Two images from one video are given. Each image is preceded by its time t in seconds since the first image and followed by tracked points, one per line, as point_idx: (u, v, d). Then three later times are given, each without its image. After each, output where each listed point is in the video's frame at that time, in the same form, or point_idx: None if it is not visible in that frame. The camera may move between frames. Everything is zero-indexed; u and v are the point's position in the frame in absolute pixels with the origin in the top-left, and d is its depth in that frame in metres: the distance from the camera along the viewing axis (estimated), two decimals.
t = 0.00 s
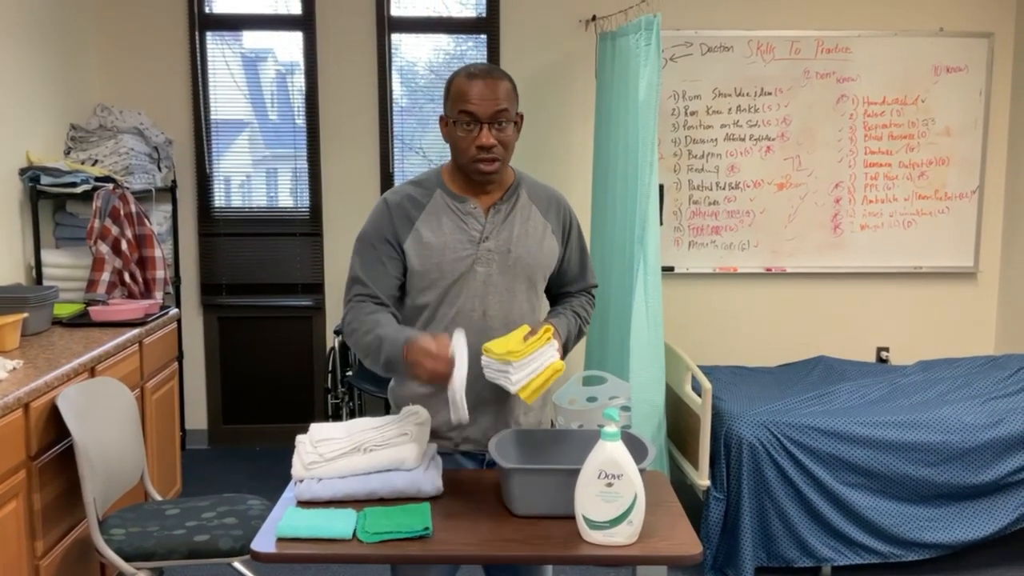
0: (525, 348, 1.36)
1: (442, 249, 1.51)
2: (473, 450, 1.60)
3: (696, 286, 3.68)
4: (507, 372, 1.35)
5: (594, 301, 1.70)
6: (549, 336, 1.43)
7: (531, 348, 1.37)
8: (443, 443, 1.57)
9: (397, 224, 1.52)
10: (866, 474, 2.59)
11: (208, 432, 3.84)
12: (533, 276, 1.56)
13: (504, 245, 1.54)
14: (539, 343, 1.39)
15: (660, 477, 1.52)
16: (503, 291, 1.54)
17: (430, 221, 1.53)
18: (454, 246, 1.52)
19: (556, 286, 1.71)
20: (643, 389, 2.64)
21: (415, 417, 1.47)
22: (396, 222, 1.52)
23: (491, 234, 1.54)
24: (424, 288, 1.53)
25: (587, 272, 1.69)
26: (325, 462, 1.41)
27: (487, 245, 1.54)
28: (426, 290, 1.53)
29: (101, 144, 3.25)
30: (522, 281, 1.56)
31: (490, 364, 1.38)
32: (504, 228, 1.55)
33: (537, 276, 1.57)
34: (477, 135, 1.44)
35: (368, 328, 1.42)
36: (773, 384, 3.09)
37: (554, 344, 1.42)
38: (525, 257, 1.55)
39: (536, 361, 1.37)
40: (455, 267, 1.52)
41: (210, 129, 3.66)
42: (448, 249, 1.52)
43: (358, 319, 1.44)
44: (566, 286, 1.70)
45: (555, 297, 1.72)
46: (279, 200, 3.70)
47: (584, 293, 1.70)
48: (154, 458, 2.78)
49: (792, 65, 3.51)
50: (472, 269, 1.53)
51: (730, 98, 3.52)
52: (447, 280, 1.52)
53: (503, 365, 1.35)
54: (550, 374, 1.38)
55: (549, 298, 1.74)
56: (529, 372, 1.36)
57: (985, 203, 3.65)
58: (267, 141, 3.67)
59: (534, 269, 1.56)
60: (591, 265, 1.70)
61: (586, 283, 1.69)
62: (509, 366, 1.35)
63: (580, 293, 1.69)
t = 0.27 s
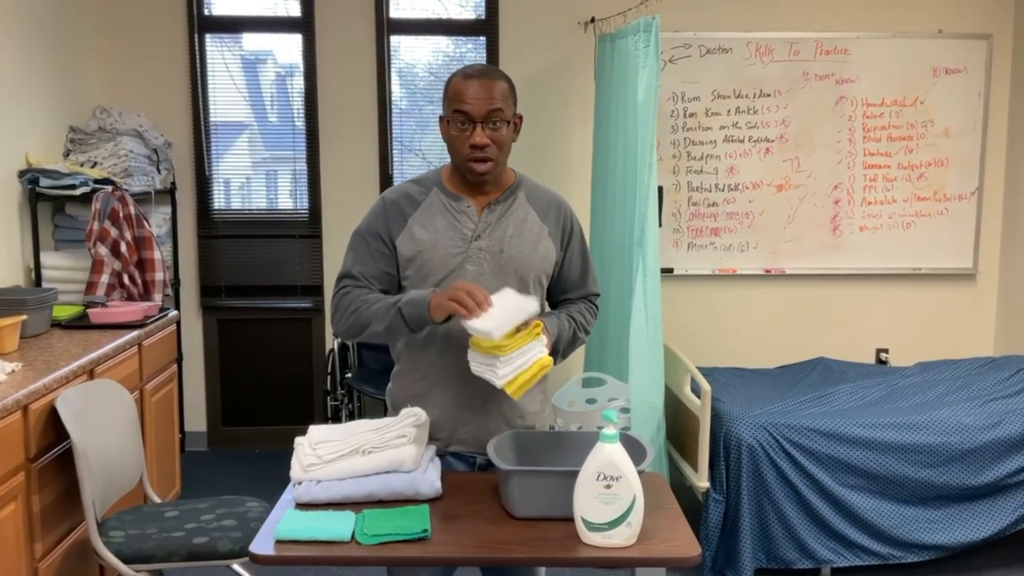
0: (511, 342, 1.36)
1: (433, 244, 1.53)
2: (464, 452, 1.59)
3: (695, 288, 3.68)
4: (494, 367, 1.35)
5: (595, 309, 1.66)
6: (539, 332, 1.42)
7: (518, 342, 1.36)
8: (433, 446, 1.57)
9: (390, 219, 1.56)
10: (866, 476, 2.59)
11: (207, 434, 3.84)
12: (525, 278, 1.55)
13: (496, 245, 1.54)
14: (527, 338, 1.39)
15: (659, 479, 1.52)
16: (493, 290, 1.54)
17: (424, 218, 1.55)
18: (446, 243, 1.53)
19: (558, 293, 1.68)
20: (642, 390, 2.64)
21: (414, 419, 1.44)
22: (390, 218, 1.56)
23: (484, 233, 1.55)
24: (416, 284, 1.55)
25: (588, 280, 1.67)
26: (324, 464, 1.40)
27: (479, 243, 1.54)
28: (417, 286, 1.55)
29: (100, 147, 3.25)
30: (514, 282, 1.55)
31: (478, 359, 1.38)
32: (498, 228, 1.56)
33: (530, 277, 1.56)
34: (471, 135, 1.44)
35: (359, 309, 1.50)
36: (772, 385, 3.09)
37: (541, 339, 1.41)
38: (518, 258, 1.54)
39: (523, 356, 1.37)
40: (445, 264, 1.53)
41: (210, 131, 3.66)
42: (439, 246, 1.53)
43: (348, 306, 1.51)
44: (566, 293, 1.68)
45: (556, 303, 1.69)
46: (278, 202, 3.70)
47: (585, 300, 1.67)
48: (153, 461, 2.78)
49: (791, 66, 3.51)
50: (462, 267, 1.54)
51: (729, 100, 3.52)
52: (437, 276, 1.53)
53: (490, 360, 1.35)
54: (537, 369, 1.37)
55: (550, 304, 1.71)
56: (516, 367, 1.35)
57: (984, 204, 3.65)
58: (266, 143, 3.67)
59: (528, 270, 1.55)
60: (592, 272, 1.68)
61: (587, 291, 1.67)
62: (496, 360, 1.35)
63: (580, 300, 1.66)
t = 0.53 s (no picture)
0: (500, 347, 1.37)
1: (428, 246, 1.53)
2: (460, 453, 1.59)
3: (695, 289, 3.68)
4: (484, 371, 1.36)
5: (595, 312, 1.66)
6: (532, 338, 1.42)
7: (508, 346, 1.37)
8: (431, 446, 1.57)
9: (386, 220, 1.56)
10: (866, 477, 2.59)
11: (207, 436, 3.84)
12: (520, 280, 1.55)
13: (491, 247, 1.54)
14: (519, 343, 1.39)
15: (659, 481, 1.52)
16: (488, 291, 1.54)
17: (420, 219, 1.56)
18: (440, 244, 1.53)
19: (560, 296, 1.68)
20: (641, 391, 2.64)
21: (413, 421, 1.44)
22: (386, 219, 1.56)
23: (479, 235, 1.55)
24: (412, 285, 1.55)
25: (588, 282, 1.67)
26: (323, 466, 1.40)
27: (473, 245, 1.54)
28: (413, 287, 1.55)
29: (100, 149, 3.26)
30: (509, 284, 1.55)
31: (470, 365, 1.39)
32: (493, 230, 1.56)
33: (525, 279, 1.56)
34: (462, 144, 1.44)
35: (360, 315, 1.51)
36: (773, 387, 3.09)
37: (534, 344, 1.42)
38: (513, 260, 1.54)
39: (515, 361, 1.37)
40: (439, 265, 1.53)
41: (210, 132, 3.66)
42: (434, 247, 1.53)
43: (348, 310, 1.52)
44: (566, 295, 1.68)
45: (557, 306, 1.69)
46: (278, 204, 3.70)
47: (585, 302, 1.67)
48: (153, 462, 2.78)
49: (791, 68, 3.51)
50: (457, 268, 1.54)
51: (728, 101, 3.52)
52: (431, 277, 1.54)
53: (480, 364, 1.37)
54: (529, 374, 1.37)
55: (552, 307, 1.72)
56: (506, 370, 1.36)
57: (983, 205, 3.65)
58: (266, 144, 3.67)
59: (523, 272, 1.55)
60: (592, 274, 1.68)
61: (587, 293, 1.67)
62: (486, 365, 1.36)
63: (580, 303, 1.66)
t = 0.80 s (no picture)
0: (515, 369, 1.37)
1: (427, 251, 1.53)
2: (461, 455, 1.61)
3: (695, 291, 3.68)
4: (498, 391, 1.37)
5: (593, 310, 1.67)
6: (545, 355, 1.42)
7: (524, 367, 1.38)
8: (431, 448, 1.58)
9: (383, 226, 1.56)
10: (865, 479, 2.59)
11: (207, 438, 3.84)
12: (520, 282, 1.56)
13: (491, 251, 1.54)
14: (532, 362, 1.39)
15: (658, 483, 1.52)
16: (488, 295, 1.54)
17: (418, 225, 1.56)
18: (439, 249, 1.53)
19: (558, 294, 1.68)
20: (642, 394, 2.63)
21: (413, 424, 1.43)
22: (384, 225, 1.56)
23: (478, 239, 1.55)
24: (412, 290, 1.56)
25: (585, 281, 1.67)
26: (323, 468, 1.40)
27: (473, 248, 1.54)
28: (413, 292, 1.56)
29: (100, 151, 3.26)
30: (509, 286, 1.55)
31: (482, 380, 1.39)
32: (492, 233, 1.56)
33: (525, 281, 1.56)
34: (455, 161, 1.44)
35: (353, 323, 1.51)
36: (772, 389, 3.09)
37: (545, 360, 1.42)
38: (513, 263, 1.55)
39: (527, 380, 1.38)
40: (439, 270, 1.53)
41: (210, 134, 3.67)
42: (433, 252, 1.53)
43: (342, 317, 1.52)
44: (564, 294, 1.68)
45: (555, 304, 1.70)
46: (278, 206, 3.70)
47: (583, 301, 1.67)
48: (153, 464, 2.78)
49: (790, 70, 3.52)
50: (457, 272, 1.54)
51: (728, 103, 3.53)
52: (431, 282, 1.54)
53: (495, 385, 1.37)
54: (541, 393, 1.39)
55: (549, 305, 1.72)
56: (519, 392, 1.37)
57: (983, 207, 3.65)
58: (266, 146, 3.68)
59: (523, 274, 1.56)
60: (590, 272, 1.68)
61: (585, 291, 1.67)
62: (500, 385, 1.37)
63: (578, 301, 1.67)
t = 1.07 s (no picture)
0: (523, 363, 1.40)
1: (429, 256, 1.53)
2: (466, 455, 1.60)
3: (695, 292, 3.68)
4: (506, 385, 1.40)
5: (586, 304, 1.70)
6: (549, 347, 1.47)
7: (531, 360, 1.41)
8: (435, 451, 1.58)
9: (382, 232, 1.55)
10: (866, 480, 2.59)
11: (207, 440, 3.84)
12: (521, 281, 1.57)
13: (490, 252, 1.55)
14: (538, 354, 1.43)
15: (658, 484, 1.52)
16: (490, 296, 1.55)
17: (417, 230, 1.55)
18: (440, 253, 1.53)
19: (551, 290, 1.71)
20: (643, 394, 2.63)
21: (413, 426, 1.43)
22: (382, 231, 1.54)
23: (477, 241, 1.55)
24: (414, 295, 1.54)
25: (578, 276, 1.70)
26: (323, 469, 1.40)
27: (473, 251, 1.54)
28: (415, 298, 1.55)
29: (100, 153, 3.26)
30: (511, 286, 1.56)
31: (490, 376, 1.42)
32: (491, 234, 1.56)
33: (525, 279, 1.58)
34: (448, 165, 1.45)
35: (342, 342, 1.42)
36: (772, 390, 3.09)
37: (550, 353, 1.47)
38: (512, 263, 1.56)
39: (535, 373, 1.42)
40: (441, 274, 1.53)
41: (210, 136, 3.67)
42: (434, 256, 1.53)
43: (338, 329, 1.44)
44: (559, 288, 1.70)
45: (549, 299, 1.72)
46: (279, 208, 3.71)
47: (576, 295, 1.70)
48: (154, 466, 2.78)
49: (790, 71, 3.52)
50: (459, 275, 1.54)
51: (728, 105, 3.53)
52: (433, 287, 1.53)
53: (503, 379, 1.40)
54: (548, 384, 1.43)
55: (543, 302, 1.74)
56: (528, 385, 1.41)
57: (983, 208, 3.65)
58: (266, 148, 3.68)
59: (522, 273, 1.57)
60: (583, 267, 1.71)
61: (578, 285, 1.70)
62: (508, 380, 1.40)
63: (573, 295, 1.69)
